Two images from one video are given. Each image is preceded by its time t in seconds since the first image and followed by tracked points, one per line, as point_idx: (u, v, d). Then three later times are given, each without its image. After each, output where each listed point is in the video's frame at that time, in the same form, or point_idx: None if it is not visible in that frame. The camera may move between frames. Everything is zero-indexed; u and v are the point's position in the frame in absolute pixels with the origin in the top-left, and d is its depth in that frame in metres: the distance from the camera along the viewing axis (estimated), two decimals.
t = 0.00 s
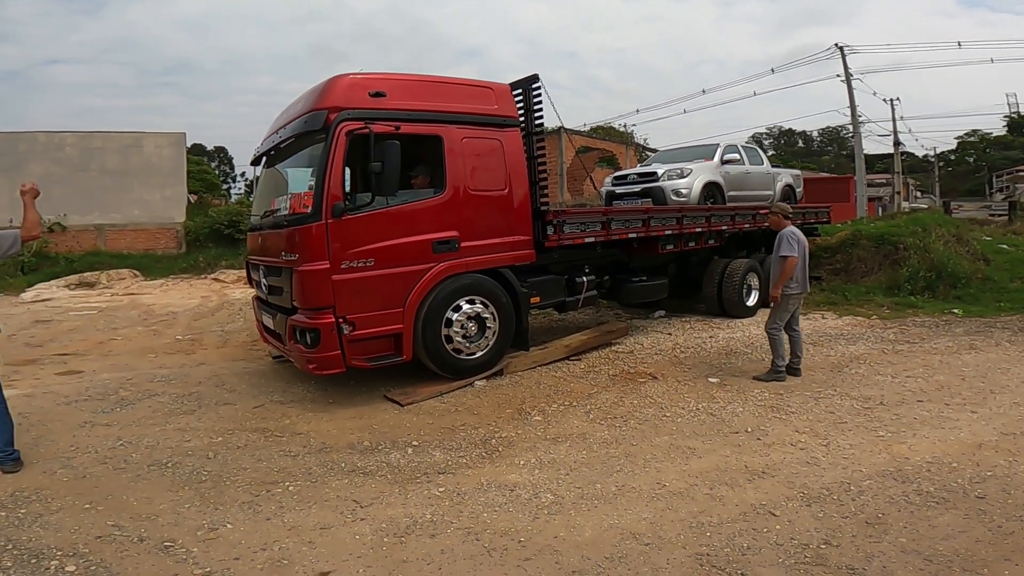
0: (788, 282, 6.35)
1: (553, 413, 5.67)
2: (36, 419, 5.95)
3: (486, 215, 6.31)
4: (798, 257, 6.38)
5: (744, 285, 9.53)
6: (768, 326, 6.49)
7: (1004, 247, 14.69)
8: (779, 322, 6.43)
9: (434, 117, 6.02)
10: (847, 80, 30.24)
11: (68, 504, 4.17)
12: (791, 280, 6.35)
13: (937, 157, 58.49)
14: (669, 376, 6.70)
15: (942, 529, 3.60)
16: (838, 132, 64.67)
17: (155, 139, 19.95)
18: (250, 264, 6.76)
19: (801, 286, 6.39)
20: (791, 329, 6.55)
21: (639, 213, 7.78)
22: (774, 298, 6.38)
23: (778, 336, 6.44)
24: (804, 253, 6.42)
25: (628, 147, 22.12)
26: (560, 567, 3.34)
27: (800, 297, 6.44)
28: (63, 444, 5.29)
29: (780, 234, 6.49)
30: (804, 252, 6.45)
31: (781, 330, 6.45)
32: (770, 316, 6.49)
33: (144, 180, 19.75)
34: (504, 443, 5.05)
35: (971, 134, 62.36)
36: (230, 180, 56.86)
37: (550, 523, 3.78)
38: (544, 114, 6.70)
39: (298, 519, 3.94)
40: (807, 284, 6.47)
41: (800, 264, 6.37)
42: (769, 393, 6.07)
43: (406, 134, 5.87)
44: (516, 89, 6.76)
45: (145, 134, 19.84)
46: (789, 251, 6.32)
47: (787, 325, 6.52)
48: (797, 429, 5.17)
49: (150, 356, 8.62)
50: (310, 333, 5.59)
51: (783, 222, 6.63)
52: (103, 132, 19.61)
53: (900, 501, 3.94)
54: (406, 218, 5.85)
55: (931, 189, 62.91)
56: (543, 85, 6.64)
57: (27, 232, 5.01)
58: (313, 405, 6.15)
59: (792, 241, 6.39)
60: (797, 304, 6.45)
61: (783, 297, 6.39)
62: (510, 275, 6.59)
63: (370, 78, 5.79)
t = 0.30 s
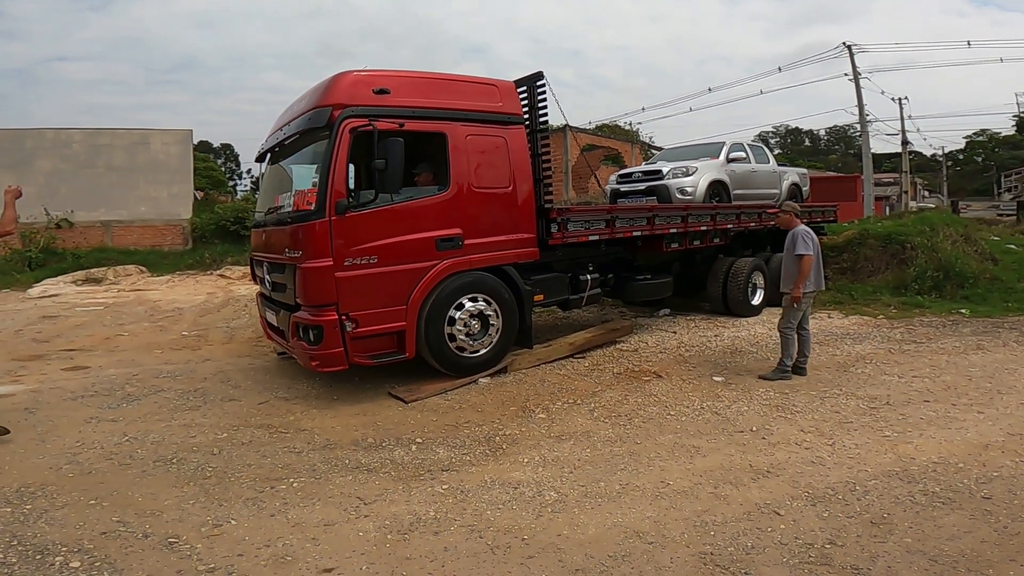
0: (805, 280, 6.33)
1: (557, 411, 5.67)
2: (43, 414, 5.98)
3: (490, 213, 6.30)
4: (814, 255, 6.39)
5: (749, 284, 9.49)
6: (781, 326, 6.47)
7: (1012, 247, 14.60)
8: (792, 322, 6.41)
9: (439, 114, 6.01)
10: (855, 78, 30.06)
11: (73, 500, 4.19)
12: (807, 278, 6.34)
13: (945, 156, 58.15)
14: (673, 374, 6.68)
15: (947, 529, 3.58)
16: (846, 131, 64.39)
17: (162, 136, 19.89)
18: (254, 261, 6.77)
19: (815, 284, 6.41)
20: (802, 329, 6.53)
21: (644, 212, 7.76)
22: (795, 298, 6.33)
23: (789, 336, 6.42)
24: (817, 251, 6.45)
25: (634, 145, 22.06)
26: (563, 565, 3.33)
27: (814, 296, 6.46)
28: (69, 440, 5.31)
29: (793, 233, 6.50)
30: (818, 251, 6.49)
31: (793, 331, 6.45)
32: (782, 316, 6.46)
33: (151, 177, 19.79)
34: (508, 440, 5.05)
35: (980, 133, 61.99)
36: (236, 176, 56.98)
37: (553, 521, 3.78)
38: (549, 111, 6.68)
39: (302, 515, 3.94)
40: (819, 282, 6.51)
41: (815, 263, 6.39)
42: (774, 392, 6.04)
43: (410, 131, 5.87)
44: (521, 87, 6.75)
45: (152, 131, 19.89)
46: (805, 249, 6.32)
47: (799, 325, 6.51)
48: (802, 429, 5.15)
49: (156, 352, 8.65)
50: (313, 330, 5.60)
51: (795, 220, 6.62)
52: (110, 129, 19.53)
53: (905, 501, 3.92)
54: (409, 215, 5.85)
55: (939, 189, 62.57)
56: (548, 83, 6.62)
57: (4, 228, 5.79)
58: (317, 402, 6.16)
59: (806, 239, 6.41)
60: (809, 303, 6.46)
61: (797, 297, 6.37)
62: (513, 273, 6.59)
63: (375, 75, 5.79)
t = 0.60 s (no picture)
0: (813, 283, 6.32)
1: (559, 413, 5.67)
2: (45, 413, 5.99)
3: (490, 213, 6.30)
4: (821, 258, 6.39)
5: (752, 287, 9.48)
6: (788, 329, 6.45)
7: (1016, 251, 14.56)
8: (800, 325, 6.39)
9: (439, 115, 6.01)
10: (859, 81, 30.01)
11: (75, 499, 4.20)
12: (815, 281, 6.33)
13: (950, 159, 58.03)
14: (676, 376, 6.67)
15: (949, 532, 3.57)
16: (849, 134, 64.30)
17: (166, 136, 19.98)
18: (255, 261, 6.78)
19: (823, 287, 6.41)
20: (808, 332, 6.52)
21: (645, 213, 7.75)
22: (802, 300, 6.34)
23: (796, 339, 6.40)
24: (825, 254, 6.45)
25: (637, 147, 22.06)
26: (564, 566, 3.33)
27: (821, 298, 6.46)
28: (72, 439, 5.32)
29: (800, 235, 6.49)
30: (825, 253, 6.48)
31: (801, 334, 6.42)
32: (790, 319, 6.45)
33: (155, 176, 19.84)
34: (510, 442, 5.05)
35: (984, 136, 61.85)
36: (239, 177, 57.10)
37: (554, 522, 3.78)
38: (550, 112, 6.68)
39: (303, 516, 3.94)
40: (827, 285, 6.50)
41: (822, 265, 6.38)
42: (776, 395, 6.03)
43: (411, 131, 5.87)
44: (522, 87, 6.75)
45: (156, 131, 19.94)
46: (812, 251, 6.32)
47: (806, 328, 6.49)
48: (804, 431, 5.15)
49: (159, 352, 8.67)
50: (312, 330, 5.60)
51: (800, 223, 6.62)
52: (115, 129, 19.62)
53: (908, 504, 3.91)
54: (409, 216, 5.85)
55: (943, 191, 62.44)
56: (549, 83, 6.62)
57: None
58: (319, 402, 6.16)
59: (813, 242, 6.40)
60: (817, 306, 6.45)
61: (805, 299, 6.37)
62: (513, 273, 6.59)
63: (376, 75, 5.79)
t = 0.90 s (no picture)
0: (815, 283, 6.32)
1: (562, 413, 5.67)
2: (50, 413, 6.01)
3: (487, 214, 6.31)
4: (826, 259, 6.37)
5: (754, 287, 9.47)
6: (792, 329, 6.46)
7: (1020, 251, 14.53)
8: (805, 325, 6.40)
9: (436, 115, 6.02)
10: (863, 81, 29.95)
11: (80, 499, 4.22)
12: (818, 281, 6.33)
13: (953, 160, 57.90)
14: (678, 377, 6.68)
15: (953, 532, 3.57)
16: (852, 134, 64.22)
17: (169, 137, 20.05)
18: (252, 262, 6.79)
19: (826, 287, 6.40)
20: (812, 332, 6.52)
21: (645, 214, 7.74)
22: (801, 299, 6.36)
23: (800, 339, 6.40)
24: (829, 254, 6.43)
25: (640, 147, 22.04)
26: (566, 566, 3.34)
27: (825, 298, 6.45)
28: (77, 439, 5.34)
29: (804, 236, 6.48)
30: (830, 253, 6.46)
31: (805, 334, 6.43)
32: (794, 319, 6.46)
33: (158, 177, 19.87)
34: (513, 442, 5.06)
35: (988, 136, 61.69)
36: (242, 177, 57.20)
37: (557, 522, 3.78)
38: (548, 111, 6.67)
39: (306, 515, 3.96)
40: (831, 285, 6.49)
41: (827, 265, 6.36)
42: (779, 395, 6.03)
43: (407, 132, 5.87)
44: (520, 87, 6.75)
45: (159, 131, 19.96)
46: (816, 252, 6.30)
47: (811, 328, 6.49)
48: (807, 431, 5.14)
49: (163, 352, 8.70)
50: (307, 332, 5.61)
51: (804, 223, 6.61)
52: (118, 130, 19.66)
53: (911, 504, 3.91)
54: (405, 217, 5.85)
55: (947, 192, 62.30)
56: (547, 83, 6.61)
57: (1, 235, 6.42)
58: (322, 402, 6.18)
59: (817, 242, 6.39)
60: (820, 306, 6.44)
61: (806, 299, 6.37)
62: (510, 275, 6.58)
63: (372, 75, 5.80)
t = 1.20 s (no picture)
0: (816, 284, 6.32)
1: (566, 415, 5.67)
2: (56, 415, 6.04)
3: (481, 219, 6.29)
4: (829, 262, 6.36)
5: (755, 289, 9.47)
6: (796, 331, 6.46)
7: None
8: (809, 328, 6.39)
9: (428, 120, 6.00)
10: (867, 82, 29.89)
11: (87, 500, 4.24)
12: (819, 282, 6.33)
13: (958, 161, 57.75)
14: (682, 379, 6.67)
15: (959, 534, 3.56)
16: (857, 135, 64.11)
17: (173, 139, 20.08)
18: (246, 269, 6.78)
19: (829, 289, 6.39)
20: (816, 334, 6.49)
21: (642, 217, 7.73)
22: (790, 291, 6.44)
23: (805, 341, 6.40)
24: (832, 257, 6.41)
25: (643, 148, 22.02)
26: (570, 569, 3.34)
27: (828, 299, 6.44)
28: (83, 441, 5.37)
29: (807, 238, 6.48)
30: (833, 256, 6.45)
31: (809, 336, 6.42)
32: (798, 321, 6.44)
33: (162, 180, 19.93)
34: (516, 444, 5.06)
35: (993, 136, 61.50)
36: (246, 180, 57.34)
37: (561, 525, 3.78)
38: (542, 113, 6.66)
39: (311, 517, 3.97)
40: (833, 288, 6.48)
41: (828, 268, 6.36)
42: (783, 398, 6.03)
43: (397, 137, 5.85)
44: (515, 90, 6.76)
45: (164, 134, 20.00)
46: (819, 255, 6.30)
47: (815, 331, 6.46)
48: (812, 434, 5.14)
49: (168, 354, 8.74)
50: (298, 341, 5.59)
51: (807, 225, 6.60)
52: (123, 132, 19.70)
53: (917, 506, 3.90)
54: (397, 224, 5.83)
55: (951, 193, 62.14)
56: (541, 85, 6.62)
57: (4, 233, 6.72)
58: (326, 405, 6.19)
59: (820, 246, 6.39)
60: (823, 307, 6.43)
61: (808, 300, 6.37)
62: (504, 280, 6.57)
63: (361, 81, 5.77)
